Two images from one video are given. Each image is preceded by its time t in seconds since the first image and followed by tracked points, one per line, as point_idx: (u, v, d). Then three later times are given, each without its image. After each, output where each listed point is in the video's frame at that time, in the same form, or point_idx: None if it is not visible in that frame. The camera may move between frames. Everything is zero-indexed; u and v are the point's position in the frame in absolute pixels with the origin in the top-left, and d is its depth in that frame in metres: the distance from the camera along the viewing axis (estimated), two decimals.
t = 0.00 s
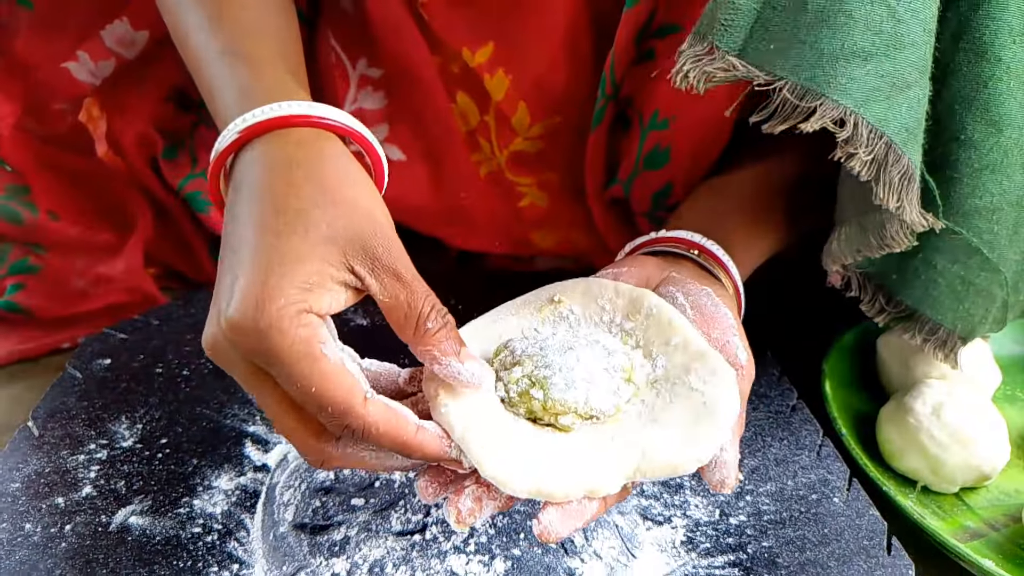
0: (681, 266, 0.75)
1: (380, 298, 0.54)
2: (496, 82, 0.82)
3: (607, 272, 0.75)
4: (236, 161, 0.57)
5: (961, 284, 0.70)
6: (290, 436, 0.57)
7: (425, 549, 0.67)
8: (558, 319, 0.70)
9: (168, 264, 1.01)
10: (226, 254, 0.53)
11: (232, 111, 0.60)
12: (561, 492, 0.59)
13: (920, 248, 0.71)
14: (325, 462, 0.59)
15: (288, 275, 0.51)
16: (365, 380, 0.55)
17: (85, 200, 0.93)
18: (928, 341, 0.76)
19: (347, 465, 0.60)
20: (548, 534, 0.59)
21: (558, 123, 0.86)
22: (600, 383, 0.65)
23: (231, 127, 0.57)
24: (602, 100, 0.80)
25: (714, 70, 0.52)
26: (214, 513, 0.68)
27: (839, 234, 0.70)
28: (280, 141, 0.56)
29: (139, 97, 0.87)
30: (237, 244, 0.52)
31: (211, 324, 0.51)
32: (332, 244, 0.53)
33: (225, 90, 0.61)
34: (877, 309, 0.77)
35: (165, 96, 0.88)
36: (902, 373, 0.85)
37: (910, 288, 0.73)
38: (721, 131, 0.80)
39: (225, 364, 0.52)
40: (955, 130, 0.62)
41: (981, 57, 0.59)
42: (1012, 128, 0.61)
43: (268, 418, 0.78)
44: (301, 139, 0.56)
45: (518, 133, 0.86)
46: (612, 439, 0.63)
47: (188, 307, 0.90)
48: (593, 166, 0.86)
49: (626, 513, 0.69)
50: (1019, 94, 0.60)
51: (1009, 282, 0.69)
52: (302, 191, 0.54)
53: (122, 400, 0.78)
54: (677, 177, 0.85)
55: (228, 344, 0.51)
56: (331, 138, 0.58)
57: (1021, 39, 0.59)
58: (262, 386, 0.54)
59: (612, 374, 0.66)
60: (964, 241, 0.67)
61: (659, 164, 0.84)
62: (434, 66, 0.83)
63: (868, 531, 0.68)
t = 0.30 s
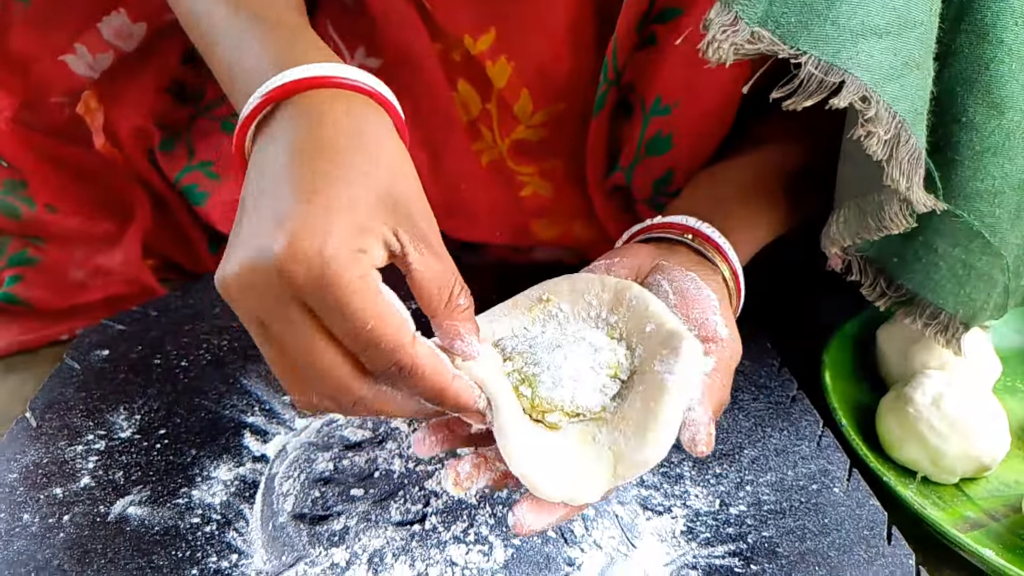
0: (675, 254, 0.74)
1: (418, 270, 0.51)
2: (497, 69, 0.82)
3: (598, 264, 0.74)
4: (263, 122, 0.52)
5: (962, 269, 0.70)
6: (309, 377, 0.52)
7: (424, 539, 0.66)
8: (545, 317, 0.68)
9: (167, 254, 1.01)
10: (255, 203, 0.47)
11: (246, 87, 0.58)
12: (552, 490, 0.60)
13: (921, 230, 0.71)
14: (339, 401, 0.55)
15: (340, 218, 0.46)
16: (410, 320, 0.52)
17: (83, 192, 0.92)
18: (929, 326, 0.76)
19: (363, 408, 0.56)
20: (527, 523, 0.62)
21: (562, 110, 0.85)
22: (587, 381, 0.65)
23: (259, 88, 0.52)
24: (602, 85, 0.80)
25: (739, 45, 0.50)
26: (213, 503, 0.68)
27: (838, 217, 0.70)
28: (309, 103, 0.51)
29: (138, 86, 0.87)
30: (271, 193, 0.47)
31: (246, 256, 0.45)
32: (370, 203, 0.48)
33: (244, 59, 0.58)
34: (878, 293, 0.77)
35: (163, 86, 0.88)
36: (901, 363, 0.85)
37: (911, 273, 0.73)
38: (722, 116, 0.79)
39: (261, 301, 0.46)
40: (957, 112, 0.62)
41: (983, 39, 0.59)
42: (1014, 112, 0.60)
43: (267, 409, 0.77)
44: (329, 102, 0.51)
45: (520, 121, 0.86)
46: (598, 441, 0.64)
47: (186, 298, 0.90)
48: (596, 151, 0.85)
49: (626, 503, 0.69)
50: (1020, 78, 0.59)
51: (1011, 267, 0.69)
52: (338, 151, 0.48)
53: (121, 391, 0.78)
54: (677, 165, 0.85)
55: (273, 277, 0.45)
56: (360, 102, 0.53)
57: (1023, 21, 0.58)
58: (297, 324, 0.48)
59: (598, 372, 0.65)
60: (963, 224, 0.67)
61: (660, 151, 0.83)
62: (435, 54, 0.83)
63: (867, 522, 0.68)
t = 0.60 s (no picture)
0: (666, 240, 0.73)
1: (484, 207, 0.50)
2: (497, 54, 0.82)
3: (585, 258, 0.72)
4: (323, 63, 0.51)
5: (962, 256, 0.71)
6: (386, 303, 0.48)
7: (423, 531, 0.66)
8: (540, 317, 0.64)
9: (164, 246, 1.00)
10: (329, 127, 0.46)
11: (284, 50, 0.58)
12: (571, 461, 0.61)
13: (920, 217, 0.71)
14: (411, 338, 0.50)
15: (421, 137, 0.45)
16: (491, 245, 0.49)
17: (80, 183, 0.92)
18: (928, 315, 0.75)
19: (436, 347, 0.51)
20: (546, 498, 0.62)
21: (563, 97, 0.85)
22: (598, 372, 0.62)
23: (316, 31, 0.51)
24: (603, 70, 0.80)
25: (695, 40, 0.63)
26: (211, 495, 0.68)
27: (845, 204, 0.70)
28: (371, 40, 0.50)
29: (137, 75, 0.87)
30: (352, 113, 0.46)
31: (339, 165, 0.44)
32: (451, 130, 0.47)
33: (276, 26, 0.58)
34: (877, 281, 0.76)
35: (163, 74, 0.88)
36: (899, 355, 0.85)
37: (911, 260, 0.73)
38: (722, 100, 0.79)
39: (351, 207, 0.44)
40: (957, 98, 0.64)
41: (983, 24, 0.62)
42: (1014, 97, 0.64)
43: (265, 401, 0.77)
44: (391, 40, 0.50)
45: (519, 108, 0.85)
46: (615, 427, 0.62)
47: (184, 291, 0.89)
48: (597, 138, 0.85)
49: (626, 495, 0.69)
50: (1020, 62, 0.63)
51: (1010, 255, 0.70)
52: (409, 82, 0.47)
53: (119, 383, 0.78)
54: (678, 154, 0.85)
55: (369, 181, 0.44)
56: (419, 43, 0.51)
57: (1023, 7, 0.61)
58: (384, 234, 0.45)
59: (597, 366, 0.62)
60: (965, 211, 0.68)
61: (659, 140, 0.83)
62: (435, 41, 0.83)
63: (868, 513, 0.68)
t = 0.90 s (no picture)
0: (664, 225, 0.73)
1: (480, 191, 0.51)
2: (497, 47, 0.81)
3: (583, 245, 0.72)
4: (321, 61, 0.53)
5: (962, 252, 0.70)
6: (376, 295, 0.49)
7: (419, 527, 0.66)
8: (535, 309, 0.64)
9: (159, 241, 1.00)
10: (331, 125, 0.49)
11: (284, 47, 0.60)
12: (590, 442, 0.61)
13: (920, 213, 0.71)
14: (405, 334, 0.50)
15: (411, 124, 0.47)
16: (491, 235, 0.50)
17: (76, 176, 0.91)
18: (927, 310, 0.75)
19: (435, 344, 0.51)
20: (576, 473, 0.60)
21: (562, 90, 0.84)
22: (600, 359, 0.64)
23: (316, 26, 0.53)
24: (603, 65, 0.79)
25: (702, 37, 0.63)
26: (206, 491, 0.67)
27: (839, 199, 0.70)
28: (366, 36, 0.52)
29: (134, 67, 0.87)
30: (352, 109, 0.49)
31: (336, 161, 0.47)
32: (447, 121, 0.49)
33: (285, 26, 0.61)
34: (877, 275, 0.76)
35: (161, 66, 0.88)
36: (899, 352, 0.84)
37: (910, 255, 0.73)
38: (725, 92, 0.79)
39: (345, 196, 0.47)
40: (958, 93, 0.64)
41: (983, 19, 0.61)
42: (1015, 94, 0.63)
43: (261, 397, 0.76)
44: (385, 37, 0.52)
45: (519, 102, 0.85)
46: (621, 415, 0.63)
47: (179, 286, 0.88)
48: (597, 130, 0.84)
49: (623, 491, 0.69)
50: (1021, 59, 0.62)
51: (1011, 251, 0.70)
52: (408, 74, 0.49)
53: (113, 378, 0.77)
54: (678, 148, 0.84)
55: (363, 173, 0.46)
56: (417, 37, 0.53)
57: None
58: (376, 223, 0.47)
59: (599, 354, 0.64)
60: (966, 207, 0.68)
61: (661, 135, 0.82)
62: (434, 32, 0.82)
63: (867, 510, 0.68)
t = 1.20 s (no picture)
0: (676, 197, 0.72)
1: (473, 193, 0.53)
2: (494, 46, 0.81)
3: (594, 219, 0.72)
4: (333, 81, 0.57)
5: (959, 246, 0.70)
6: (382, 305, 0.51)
7: (417, 527, 0.66)
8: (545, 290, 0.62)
9: (156, 241, 0.99)
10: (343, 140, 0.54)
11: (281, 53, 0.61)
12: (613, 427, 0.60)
13: (917, 208, 0.71)
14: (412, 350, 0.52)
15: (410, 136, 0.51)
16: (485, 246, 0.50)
17: (73, 176, 0.91)
18: (925, 306, 0.75)
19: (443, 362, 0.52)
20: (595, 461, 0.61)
21: (559, 88, 0.84)
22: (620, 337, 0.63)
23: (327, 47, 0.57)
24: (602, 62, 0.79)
25: (698, 33, 0.62)
26: (203, 491, 0.67)
27: (834, 194, 0.70)
28: (373, 55, 0.56)
29: (130, 66, 0.87)
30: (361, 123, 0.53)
31: (345, 175, 0.52)
32: (449, 131, 0.52)
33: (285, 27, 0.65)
34: (874, 270, 0.76)
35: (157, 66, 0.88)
36: (896, 351, 0.84)
37: (906, 250, 0.72)
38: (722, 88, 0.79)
39: (354, 207, 0.51)
40: (953, 87, 0.64)
41: (979, 13, 0.61)
42: (1009, 87, 0.63)
43: (258, 397, 0.76)
44: (390, 54, 0.56)
45: (516, 99, 0.84)
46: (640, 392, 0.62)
47: (176, 286, 0.88)
48: (596, 126, 0.84)
49: (621, 491, 0.69)
50: (1015, 53, 0.62)
51: (1007, 245, 0.70)
52: (411, 88, 0.53)
53: (110, 379, 0.77)
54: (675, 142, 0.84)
55: (366, 185, 0.51)
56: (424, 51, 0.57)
57: None
58: (378, 236, 0.51)
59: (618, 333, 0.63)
60: (963, 202, 0.68)
61: (659, 133, 0.82)
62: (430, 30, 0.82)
63: (864, 509, 0.68)
